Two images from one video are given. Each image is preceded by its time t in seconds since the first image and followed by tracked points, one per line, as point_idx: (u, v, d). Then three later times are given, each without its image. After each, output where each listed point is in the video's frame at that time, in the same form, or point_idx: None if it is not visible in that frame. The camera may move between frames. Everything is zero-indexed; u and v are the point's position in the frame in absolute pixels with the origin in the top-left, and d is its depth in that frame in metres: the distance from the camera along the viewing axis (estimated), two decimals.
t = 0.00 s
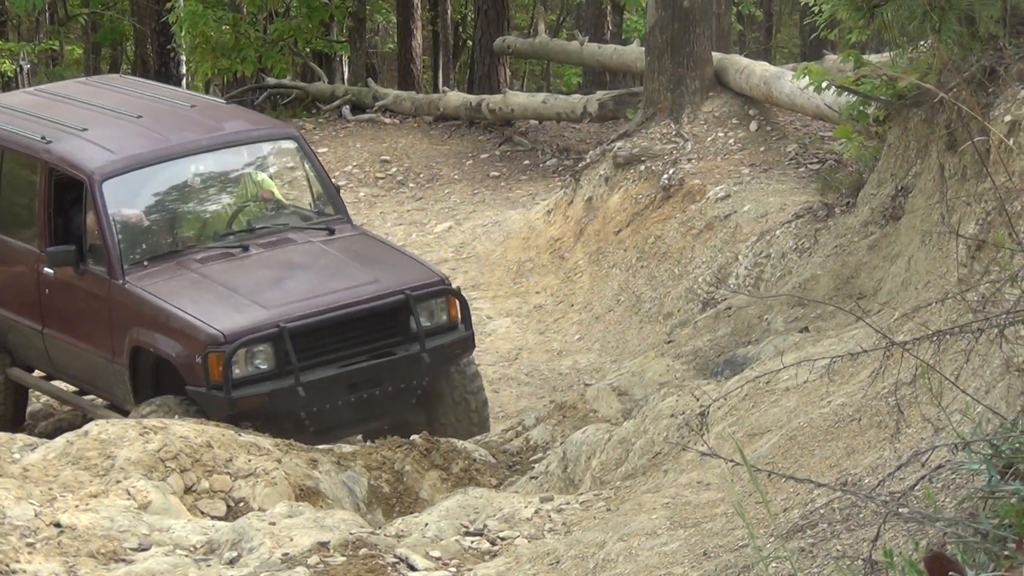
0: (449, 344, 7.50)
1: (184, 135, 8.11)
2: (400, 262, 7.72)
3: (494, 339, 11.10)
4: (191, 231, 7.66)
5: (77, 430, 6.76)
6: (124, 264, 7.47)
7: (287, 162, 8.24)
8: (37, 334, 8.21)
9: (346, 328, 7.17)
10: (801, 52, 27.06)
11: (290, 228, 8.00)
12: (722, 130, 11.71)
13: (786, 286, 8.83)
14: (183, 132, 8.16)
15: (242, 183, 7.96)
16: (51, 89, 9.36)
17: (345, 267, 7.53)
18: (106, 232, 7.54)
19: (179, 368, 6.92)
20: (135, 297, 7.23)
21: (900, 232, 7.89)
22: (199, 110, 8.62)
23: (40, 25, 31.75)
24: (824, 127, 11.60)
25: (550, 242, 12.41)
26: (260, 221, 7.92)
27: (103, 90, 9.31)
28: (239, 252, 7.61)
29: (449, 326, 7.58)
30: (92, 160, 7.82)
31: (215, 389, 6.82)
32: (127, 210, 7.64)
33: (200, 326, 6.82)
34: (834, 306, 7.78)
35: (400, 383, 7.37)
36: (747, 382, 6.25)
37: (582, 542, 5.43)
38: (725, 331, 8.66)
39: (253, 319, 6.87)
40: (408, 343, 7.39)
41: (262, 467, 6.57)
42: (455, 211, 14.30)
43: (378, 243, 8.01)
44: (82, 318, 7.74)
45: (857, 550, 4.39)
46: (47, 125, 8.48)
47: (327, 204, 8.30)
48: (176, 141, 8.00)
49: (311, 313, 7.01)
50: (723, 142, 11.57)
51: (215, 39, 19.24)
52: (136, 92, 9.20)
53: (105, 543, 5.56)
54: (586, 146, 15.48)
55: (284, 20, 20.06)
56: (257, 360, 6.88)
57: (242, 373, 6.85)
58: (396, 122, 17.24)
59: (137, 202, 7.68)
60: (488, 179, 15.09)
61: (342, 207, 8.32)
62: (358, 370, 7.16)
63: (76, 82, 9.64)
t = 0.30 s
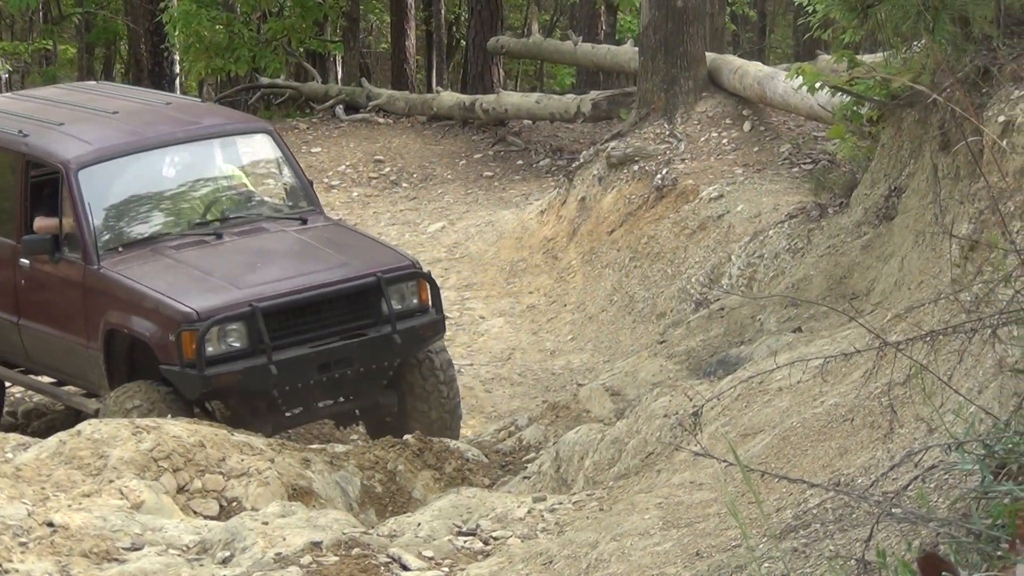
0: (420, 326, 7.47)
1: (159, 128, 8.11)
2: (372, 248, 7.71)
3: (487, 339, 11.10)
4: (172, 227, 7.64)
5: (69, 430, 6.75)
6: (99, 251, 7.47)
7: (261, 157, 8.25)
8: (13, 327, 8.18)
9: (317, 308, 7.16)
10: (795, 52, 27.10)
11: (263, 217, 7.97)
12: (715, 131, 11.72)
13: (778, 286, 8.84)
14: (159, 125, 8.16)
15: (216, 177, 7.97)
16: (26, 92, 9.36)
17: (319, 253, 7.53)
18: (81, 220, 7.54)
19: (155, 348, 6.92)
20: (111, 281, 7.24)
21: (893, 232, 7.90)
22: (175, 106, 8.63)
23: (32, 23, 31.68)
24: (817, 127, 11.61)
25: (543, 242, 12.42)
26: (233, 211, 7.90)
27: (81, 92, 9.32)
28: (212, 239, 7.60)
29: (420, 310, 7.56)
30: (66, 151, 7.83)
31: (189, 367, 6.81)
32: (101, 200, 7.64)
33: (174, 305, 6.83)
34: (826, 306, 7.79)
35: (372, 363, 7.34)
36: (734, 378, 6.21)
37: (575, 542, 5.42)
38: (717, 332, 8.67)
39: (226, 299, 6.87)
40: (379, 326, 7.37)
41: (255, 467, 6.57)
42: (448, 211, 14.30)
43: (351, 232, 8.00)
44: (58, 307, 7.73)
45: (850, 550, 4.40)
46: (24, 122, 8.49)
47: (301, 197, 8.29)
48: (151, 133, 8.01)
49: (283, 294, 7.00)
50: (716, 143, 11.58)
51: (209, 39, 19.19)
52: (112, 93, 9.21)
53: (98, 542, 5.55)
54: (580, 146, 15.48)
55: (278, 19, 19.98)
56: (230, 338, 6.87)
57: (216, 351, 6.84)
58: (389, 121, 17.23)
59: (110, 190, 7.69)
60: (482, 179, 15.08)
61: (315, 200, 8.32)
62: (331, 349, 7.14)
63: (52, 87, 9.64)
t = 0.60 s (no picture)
0: (420, 323, 7.47)
1: (154, 128, 8.11)
2: (369, 245, 7.71)
3: (489, 340, 11.09)
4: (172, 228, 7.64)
5: (71, 431, 6.74)
6: (98, 253, 7.46)
7: (255, 156, 8.25)
8: (11, 330, 8.18)
9: (318, 306, 7.16)
10: (795, 54, 27.11)
11: (260, 216, 7.98)
12: (717, 133, 11.72)
13: (780, 288, 8.83)
14: (153, 125, 8.16)
15: (211, 177, 7.97)
16: (18, 94, 9.34)
17: (316, 251, 7.52)
18: (79, 221, 7.54)
19: (156, 349, 6.91)
20: (109, 283, 7.23)
21: (895, 234, 7.90)
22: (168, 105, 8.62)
23: (32, 24, 31.67)
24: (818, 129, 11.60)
25: (545, 244, 12.41)
26: (229, 211, 7.89)
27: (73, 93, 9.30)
28: (210, 239, 7.59)
29: (419, 306, 7.56)
30: (62, 152, 7.83)
31: (192, 368, 6.81)
32: (98, 201, 7.64)
33: (175, 306, 6.83)
34: (828, 309, 7.78)
35: (373, 361, 7.34)
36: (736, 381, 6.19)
37: (577, 544, 5.41)
38: (720, 334, 8.66)
39: (227, 299, 6.87)
40: (379, 323, 7.37)
41: (256, 468, 6.56)
42: (450, 212, 14.30)
43: (348, 229, 8.00)
44: (56, 309, 7.73)
45: (853, 553, 4.39)
46: (17, 124, 8.47)
47: (295, 194, 8.29)
48: (146, 134, 8.01)
49: (284, 293, 7.00)
50: (718, 144, 11.57)
51: (210, 40, 19.16)
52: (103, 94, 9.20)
53: (100, 543, 5.54)
54: (581, 148, 15.48)
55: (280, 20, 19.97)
56: (232, 338, 6.87)
57: (218, 352, 6.84)
58: (391, 123, 17.23)
59: (106, 191, 7.69)
60: (484, 180, 15.08)
61: (309, 197, 8.32)
62: (331, 347, 7.14)
63: (44, 88, 9.62)
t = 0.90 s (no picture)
0: (502, 333, 7.56)
1: (235, 131, 8.26)
2: (451, 253, 7.79)
3: (565, 342, 11.15)
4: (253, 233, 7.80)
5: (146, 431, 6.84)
6: (180, 256, 7.64)
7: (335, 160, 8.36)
8: (91, 329, 8.37)
9: (400, 315, 7.27)
10: (870, 54, 26.88)
11: (341, 221, 8.08)
12: (792, 133, 11.67)
13: (857, 289, 8.79)
14: (235, 128, 8.31)
15: (291, 179, 8.09)
16: (99, 92, 9.53)
17: (397, 258, 7.62)
18: (162, 225, 7.71)
19: (238, 354, 7.07)
20: (192, 287, 7.39)
21: (971, 235, 7.85)
22: (249, 108, 8.76)
23: (111, 30, 32.26)
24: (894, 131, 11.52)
25: (620, 245, 12.44)
26: (309, 216, 8.02)
27: (152, 92, 9.47)
28: (291, 244, 7.73)
29: (501, 316, 7.64)
30: (145, 154, 8.01)
31: (274, 374, 6.96)
32: (180, 205, 7.83)
33: (257, 312, 6.97)
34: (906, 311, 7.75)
35: (454, 370, 7.43)
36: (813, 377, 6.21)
37: (655, 545, 5.46)
38: (796, 335, 8.64)
39: (310, 307, 7.01)
40: (461, 332, 7.47)
41: (334, 468, 6.68)
42: (524, 214, 14.37)
43: (429, 235, 8.08)
44: (137, 311, 7.91)
45: (934, 555, 4.40)
46: (98, 124, 8.65)
47: (377, 200, 8.37)
48: (228, 137, 8.16)
49: (366, 302, 7.12)
50: (793, 146, 11.53)
51: (283, 42, 19.44)
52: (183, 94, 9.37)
53: (179, 543, 5.67)
54: (656, 149, 15.50)
55: (353, 22, 20.15)
56: (314, 346, 7.01)
57: (300, 359, 6.98)
58: (465, 125, 17.34)
59: (189, 195, 7.87)
60: (558, 182, 15.14)
61: (391, 201, 8.40)
62: (412, 357, 7.25)
63: (124, 86, 9.81)
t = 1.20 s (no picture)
0: (541, 324, 7.59)
1: (279, 120, 8.31)
2: (492, 245, 7.83)
3: (605, 334, 11.16)
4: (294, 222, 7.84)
5: (186, 421, 6.95)
6: (222, 245, 7.71)
7: (379, 150, 8.39)
8: (133, 317, 8.47)
9: (441, 305, 7.30)
10: (916, 47, 26.69)
11: (383, 212, 8.13)
12: (835, 127, 11.62)
13: (900, 283, 8.76)
14: (279, 117, 8.35)
15: (333, 169, 8.12)
16: (145, 81, 9.63)
17: (438, 249, 7.66)
18: (205, 214, 7.79)
19: (279, 343, 7.13)
20: (234, 276, 7.46)
21: (1014, 232, 7.81)
22: (294, 98, 8.80)
23: (156, 16, 32.49)
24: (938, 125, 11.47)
25: (661, 237, 12.43)
26: (352, 206, 8.06)
27: (199, 82, 9.54)
28: (333, 234, 7.77)
29: (541, 308, 7.67)
30: (189, 143, 8.08)
31: (314, 363, 7.01)
32: (223, 193, 7.89)
33: (299, 302, 7.03)
34: (947, 305, 7.72)
35: (493, 360, 7.47)
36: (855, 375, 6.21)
37: (692, 538, 5.47)
38: (836, 329, 8.61)
39: (351, 297, 7.06)
40: (501, 323, 7.50)
41: (372, 459, 6.74)
42: (566, 205, 14.37)
43: (470, 227, 8.12)
44: (179, 300, 7.99)
45: (973, 550, 4.40)
46: (144, 113, 8.73)
47: (419, 190, 8.43)
48: (272, 126, 8.21)
49: (407, 292, 7.17)
50: (836, 140, 11.48)
51: (329, 32, 19.46)
52: (228, 84, 9.44)
53: (216, 532, 5.74)
54: (699, 142, 15.48)
55: (400, 12, 19.91)
56: (354, 335, 7.06)
57: (340, 348, 7.03)
58: (509, 116, 17.36)
59: (232, 183, 7.93)
60: (600, 173, 15.14)
61: (434, 193, 8.45)
62: (452, 347, 7.29)
63: (170, 75, 9.89)
